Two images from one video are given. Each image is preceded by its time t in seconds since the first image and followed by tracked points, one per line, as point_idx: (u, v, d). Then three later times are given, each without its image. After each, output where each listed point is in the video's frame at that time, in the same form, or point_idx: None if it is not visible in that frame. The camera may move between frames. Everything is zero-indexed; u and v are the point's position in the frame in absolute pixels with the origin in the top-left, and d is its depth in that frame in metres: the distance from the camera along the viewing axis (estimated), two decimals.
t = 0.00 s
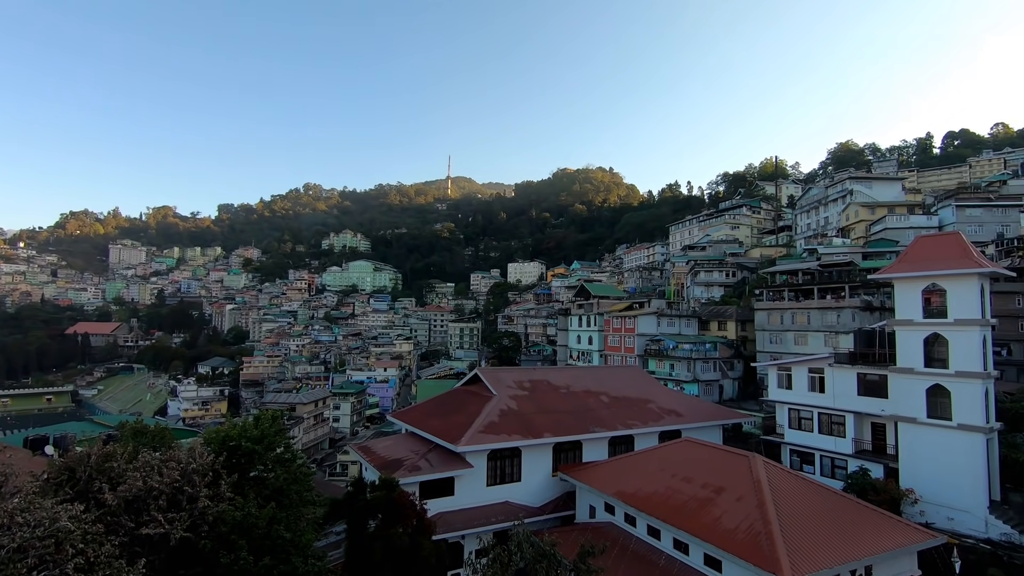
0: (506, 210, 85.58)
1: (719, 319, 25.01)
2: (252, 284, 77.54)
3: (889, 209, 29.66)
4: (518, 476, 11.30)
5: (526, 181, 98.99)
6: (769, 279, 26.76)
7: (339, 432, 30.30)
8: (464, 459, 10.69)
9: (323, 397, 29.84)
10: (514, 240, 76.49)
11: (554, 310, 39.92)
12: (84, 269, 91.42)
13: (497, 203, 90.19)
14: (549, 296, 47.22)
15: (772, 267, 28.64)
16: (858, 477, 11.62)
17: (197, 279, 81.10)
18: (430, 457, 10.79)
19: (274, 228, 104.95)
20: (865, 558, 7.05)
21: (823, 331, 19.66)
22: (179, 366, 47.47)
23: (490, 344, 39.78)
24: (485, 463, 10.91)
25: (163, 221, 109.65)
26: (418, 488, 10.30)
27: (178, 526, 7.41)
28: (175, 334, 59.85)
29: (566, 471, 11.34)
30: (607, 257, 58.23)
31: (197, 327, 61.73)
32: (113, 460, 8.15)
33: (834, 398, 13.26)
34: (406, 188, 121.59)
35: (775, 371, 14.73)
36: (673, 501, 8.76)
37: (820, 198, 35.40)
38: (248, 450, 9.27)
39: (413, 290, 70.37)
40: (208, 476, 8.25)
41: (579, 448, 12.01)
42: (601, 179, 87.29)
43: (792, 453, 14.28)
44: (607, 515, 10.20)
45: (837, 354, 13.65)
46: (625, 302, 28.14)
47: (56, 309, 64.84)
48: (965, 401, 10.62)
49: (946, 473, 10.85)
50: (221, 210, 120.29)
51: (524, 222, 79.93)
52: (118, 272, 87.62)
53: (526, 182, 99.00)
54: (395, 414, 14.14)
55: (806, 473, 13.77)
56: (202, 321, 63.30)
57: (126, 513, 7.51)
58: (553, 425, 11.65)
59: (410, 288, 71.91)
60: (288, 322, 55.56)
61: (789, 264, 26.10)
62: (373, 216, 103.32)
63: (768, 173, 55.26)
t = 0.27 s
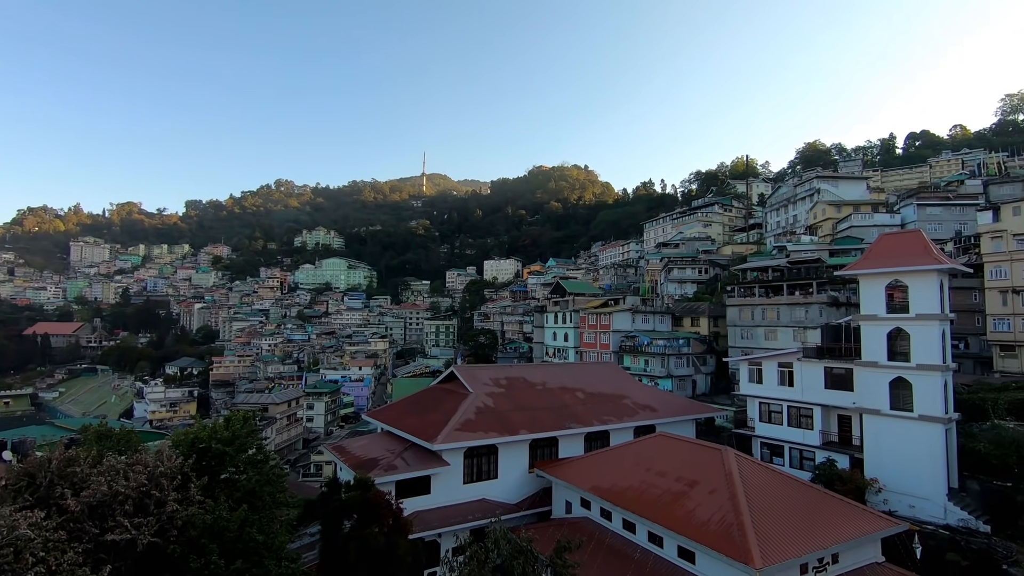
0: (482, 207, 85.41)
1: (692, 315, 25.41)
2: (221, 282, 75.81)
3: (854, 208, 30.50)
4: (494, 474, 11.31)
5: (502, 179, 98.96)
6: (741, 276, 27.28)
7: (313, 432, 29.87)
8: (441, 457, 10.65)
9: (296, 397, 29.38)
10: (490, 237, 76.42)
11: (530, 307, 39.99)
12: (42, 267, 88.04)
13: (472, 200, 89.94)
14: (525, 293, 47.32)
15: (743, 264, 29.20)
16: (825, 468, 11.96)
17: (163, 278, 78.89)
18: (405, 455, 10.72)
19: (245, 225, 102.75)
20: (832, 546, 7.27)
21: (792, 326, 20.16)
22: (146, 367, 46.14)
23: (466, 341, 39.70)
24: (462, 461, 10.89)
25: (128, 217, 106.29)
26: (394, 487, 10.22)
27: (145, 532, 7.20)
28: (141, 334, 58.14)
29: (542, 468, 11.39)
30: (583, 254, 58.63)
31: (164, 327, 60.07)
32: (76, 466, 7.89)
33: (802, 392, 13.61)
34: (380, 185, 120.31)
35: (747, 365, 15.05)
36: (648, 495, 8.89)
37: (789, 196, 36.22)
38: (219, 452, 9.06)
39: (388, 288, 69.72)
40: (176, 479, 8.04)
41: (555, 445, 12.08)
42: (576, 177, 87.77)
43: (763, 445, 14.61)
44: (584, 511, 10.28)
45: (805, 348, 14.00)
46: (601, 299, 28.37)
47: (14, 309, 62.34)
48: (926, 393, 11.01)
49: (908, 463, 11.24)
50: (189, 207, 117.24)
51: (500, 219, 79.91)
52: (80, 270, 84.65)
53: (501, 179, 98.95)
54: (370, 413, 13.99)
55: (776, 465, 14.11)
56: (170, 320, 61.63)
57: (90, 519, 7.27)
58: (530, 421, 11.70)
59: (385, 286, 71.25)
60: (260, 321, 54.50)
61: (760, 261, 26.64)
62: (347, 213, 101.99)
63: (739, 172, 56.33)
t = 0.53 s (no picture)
0: (461, 206, 85.10)
1: (670, 312, 25.71)
2: (194, 282, 74.22)
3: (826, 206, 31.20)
4: (474, 472, 11.30)
5: (481, 177, 98.72)
6: (717, 274, 27.68)
7: (291, 434, 29.47)
8: (420, 456, 10.60)
9: (273, 398, 28.93)
10: (470, 236, 76.23)
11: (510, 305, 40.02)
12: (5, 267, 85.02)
13: (452, 198, 89.63)
14: (505, 292, 47.34)
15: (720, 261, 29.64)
16: (799, 461, 12.22)
17: (134, 277, 76.87)
18: (385, 455, 10.64)
19: (219, 223, 100.77)
20: (805, 537, 7.45)
21: (767, 323, 20.56)
22: (116, 369, 44.94)
23: (446, 340, 39.54)
24: (441, 460, 10.86)
25: (95, 216, 103.29)
26: (373, 487, 10.14)
27: (116, 538, 7.01)
28: (110, 336, 56.60)
29: (522, 466, 11.41)
30: (562, 252, 58.87)
31: (135, 327, 58.57)
32: (42, 471, 7.66)
33: (777, 386, 13.87)
34: (358, 182, 119.01)
35: (722, 362, 15.29)
36: (627, 491, 8.98)
37: (764, 195, 36.87)
38: (193, 455, 8.85)
39: (366, 287, 69.09)
40: (148, 483, 7.85)
41: (535, 442, 12.12)
42: (555, 175, 88.06)
43: (739, 440, 14.87)
44: (564, 507, 10.33)
45: (779, 344, 14.29)
46: (580, 297, 28.53)
47: None
48: (894, 386, 11.33)
49: (878, 456, 11.55)
50: (160, 205, 114.48)
51: (479, 217, 79.78)
52: (45, 270, 82.00)
53: (480, 178, 98.72)
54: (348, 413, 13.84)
55: (752, 459, 14.38)
56: (140, 321, 60.10)
57: (57, 525, 7.07)
58: (509, 419, 11.72)
59: (363, 284, 70.55)
60: (235, 321, 53.53)
61: (735, 259, 27.07)
62: (324, 211, 100.73)
63: (715, 171, 57.17)
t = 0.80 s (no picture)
0: (443, 206, 84.82)
1: (651, 312, 25.95)
2: (170, 282, 72.80)
3: (802, 207, 31.79)
4: (457, 472, 11.27)
5: (463, 177, 98.51)
6: (697, 274, 28.02)
7: (270, 437, 29.08)
8: (402, 458, 10.53)
9: (251, 400, 28.52)
10: (452, 235, 76.02)
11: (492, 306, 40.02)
12: None
13: (434, 198, 89.28)
14: (487, 292, 47.34)
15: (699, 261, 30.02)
16: (777, 458, 12.44)
17: (107, 278, 75.08)
18: (367, 457, 10.55)
19: (196, 223, 98.99)
20: (783, 532, 7.58)
21: (746, 322, 20.88)
22: (88, 372, 43.85)
23: (428, 340, 39.36)
24: (424, 461, 10.80)
25: (66, 215, 100.66)
26: (355, 490, 10.05)
27: (89, 546, 6.83)
28: (82, 338, 55.22)
29: (505, 466, 11.41)
30: (544, 252, 59.03)
31: (108, 330, 57.23)
32: (10, 478, 7.43)
33: (755, 384, 14.09)
34: (338, 182, 117.91)
35: (702, 360, 15.48)
36: (609, 489, 9.03)
37: (742, 196, 37.44)
38: (169, 459, 8.66)
39: (347, 288, 68.47)
40: (122, 490, 7.66)
41: (518, 442, 12.13)
42: (537, 175, 88.27)
43: (718, 438, 15.07)
44: (546, 507, 10.36)
45: (757, 343, 14.52)
46: (562, 297, 28.65)
47: None
48: (868, 383, 11.60)
49: (853, 452, 11.80)
50: (135, 204, 112.07)
51: (461, 217, 79.61)
52: (13, 271, 79.66)
53: (463, 178, 98.50)
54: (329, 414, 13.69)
55: (731, 456, 14.59)
56: (114, 323, 58.74)
57: (26, 534, 6.86)
58: (492, 419, 11.71)
59: (344, 285, 69.92)
60: (212, 323, 52.64)
61: (715, 259, 27.42)
62: (304, 211, 99.60)
63: (695, 172, 57.87)
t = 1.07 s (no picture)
0: (436, 207, 84.71)
1: (644, 313, 26.02)
2: (161, 283, 72.24)
3: (794, 209, 32.00)
4: (450, 474, 11.25)
5: (456, 178, 98.44)
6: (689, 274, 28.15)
7: (262, 438, 28.91)
8: (395, 459, 10.50)
9: (243, 402, 28.34)
10: (445, 236, 75.94)
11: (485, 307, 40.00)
12: None
13: (427, 199, 89.15)
14: (481, 293, 47.32)
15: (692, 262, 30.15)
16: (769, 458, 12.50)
17: (96, 278, 74.39)
18: (359, 459, 10.51)
19: (187, 224, 98.30)
20: (775, 532, 7.62)
21: (738, 323, 20.99)
22: (77, 374, 43.39)
23: (421, 341, 39.27)
24: (417, 462, 10.78)
25: (55, 215, 99.67)
26: (347, 491, 10.01)
27: (77, 549, 6.76)
28: (71, 340, 54.66)
29: (499, 467, 11.40)
30: (538, 253, 59.07)
31: (98, 331, 56.69)
32: None
33: (747, 385, 14.16)
34: (331, 182, 117.50)
35: (695, 361, 15.54)
36: (602, 490, 9.05)
37: (734, 197, 37.64)
38: (159, 462, 8.58)
39: (340, 289, 68.22)
40: (111, 493, 7.59)
41: (511, 443, 12.13)
42: (530, 176, 88.34)
43: (711, 438, 15.13)
44: (539, 508, 10.37)
45: (749, 344, 14.60)
46: (555, 298, 28.68)
47: None
48: (859, 384, 11.69)
49: (844, 452, 11.89)
50: (125, 204, 111.18)
51: (455, 218, 79.53)
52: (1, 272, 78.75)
53: (456, 178, 98.43)
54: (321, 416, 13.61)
55: (724, 456, 14.65)
56: (104, 324, 58.20)
57: (13, 538, 6.78)
58: (485, 420, 11.70)
59: (337, 286, 69.66)
60: (203, 324, 52.27)
61: (708, 260, 27.54)
62: (296, 211, 99.17)
63: (688, 174, 58.14)
